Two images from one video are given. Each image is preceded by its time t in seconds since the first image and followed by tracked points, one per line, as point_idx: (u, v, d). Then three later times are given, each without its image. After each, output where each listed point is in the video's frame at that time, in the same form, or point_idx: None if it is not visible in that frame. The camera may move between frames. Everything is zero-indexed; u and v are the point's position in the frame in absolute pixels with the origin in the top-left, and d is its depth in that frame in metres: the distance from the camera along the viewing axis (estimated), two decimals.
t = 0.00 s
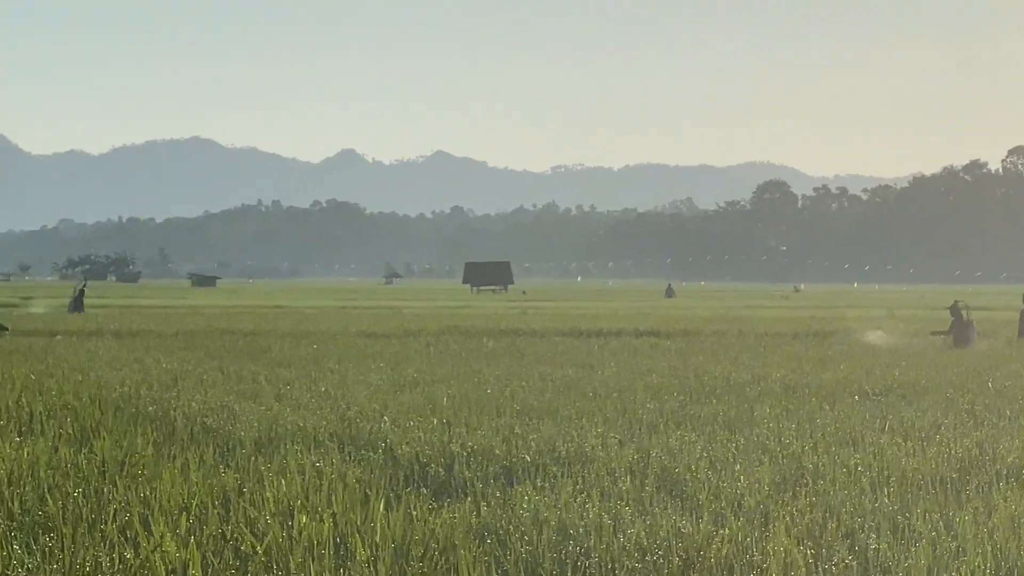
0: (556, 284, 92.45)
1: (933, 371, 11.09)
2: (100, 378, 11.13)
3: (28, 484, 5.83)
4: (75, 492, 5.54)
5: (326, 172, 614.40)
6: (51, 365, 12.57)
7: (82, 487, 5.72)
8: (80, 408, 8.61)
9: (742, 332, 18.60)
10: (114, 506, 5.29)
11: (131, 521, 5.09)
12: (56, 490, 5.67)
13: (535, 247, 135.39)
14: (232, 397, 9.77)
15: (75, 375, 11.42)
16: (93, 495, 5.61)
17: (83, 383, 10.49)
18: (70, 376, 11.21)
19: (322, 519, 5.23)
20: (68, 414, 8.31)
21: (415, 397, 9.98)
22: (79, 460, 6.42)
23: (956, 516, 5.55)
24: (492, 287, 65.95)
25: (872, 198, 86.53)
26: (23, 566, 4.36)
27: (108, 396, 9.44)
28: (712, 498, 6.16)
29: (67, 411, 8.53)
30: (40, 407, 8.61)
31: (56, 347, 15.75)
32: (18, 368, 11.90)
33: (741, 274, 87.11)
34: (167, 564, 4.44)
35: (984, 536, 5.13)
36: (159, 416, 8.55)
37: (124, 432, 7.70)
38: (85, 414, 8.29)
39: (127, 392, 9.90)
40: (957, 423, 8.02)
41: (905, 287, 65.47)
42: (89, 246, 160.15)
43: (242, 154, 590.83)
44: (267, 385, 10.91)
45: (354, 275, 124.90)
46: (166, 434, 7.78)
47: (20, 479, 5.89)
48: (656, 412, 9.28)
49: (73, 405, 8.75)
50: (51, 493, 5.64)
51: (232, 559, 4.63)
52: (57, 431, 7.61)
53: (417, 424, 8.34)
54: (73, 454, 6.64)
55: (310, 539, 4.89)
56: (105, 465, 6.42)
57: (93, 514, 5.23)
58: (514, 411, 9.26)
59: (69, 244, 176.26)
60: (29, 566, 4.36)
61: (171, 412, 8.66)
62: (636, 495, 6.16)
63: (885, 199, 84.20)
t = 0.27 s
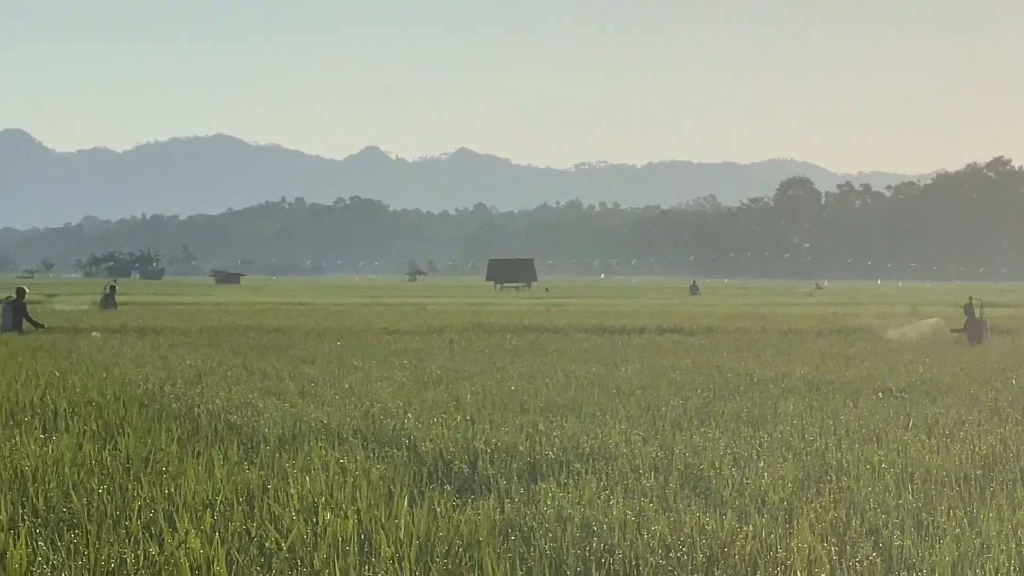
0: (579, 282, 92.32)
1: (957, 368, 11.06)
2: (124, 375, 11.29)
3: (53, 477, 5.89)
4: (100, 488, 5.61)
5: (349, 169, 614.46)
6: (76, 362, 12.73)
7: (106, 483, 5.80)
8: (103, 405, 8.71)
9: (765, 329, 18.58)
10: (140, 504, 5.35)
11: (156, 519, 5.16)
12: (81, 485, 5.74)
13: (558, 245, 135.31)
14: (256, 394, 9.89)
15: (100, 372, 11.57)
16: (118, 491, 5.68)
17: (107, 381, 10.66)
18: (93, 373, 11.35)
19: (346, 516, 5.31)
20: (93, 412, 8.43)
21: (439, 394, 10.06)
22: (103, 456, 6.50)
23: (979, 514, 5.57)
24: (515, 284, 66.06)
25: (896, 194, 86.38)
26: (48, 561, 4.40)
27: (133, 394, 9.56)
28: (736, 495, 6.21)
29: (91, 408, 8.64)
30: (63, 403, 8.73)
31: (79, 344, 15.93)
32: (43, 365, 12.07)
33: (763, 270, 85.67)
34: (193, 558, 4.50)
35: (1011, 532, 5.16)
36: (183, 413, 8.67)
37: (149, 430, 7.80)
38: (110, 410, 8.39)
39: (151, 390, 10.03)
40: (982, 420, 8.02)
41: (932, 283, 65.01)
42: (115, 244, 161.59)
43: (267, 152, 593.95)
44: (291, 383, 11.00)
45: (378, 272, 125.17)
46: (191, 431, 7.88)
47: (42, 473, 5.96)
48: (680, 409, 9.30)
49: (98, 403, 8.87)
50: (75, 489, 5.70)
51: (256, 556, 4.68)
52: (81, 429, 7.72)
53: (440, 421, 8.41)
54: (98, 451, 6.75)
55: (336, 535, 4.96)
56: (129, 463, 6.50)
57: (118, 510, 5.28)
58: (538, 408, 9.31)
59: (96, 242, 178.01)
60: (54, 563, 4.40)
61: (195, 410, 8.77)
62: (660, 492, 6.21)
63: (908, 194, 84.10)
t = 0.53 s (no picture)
0: (602, 279, 92.26)
1: (980, 366, 11.03)
2: (148, 372, 11.41)
3: (78, 473, 5.99)
4: (126, 485, 5.69)
5: (371, 167, 614.49)
6: (100, 359, 12.89)
7: (130, 480, 5.89)
8: (127, 402, 8.84)
9: (788, 326, 18.57)
10: (165, 501, 5.43)
11: (180, 515, 5.24)
12: (106, 482, 5.82)
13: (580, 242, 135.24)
14: (279, 392, 10.00)
15: (123, 369, 11.71)
16: (142, 489, 5.77)
17: (131, 378, 10.80)
18: (117, 370, 11.48)
19: (370, 514, 5.38)
20: (116, 409, 8.55)
21: (461, 392, 10.14)
22: (127, 453, 6.60)
23: (1003, 511, 5.59)
24: (537, 282, 66.10)
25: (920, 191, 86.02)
26: (73, 556, 4.48)
27: (156, 391, 9.69)
28: (758, 492, 6.25)
29: (115, 405, 8.76)
30: (88, 400, 8.86)
31: (102, 341, 16.11)
32: (67, 363, 12.23)
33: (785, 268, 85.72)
34: (218, 555, 4.57)
35: None
36: (206, 411, 8.79)
37: (172, 428, 7.91)
38: (134, 408, 8.51)
39: (174, 387, 10.16)
40: (1006, 418, 8.01)
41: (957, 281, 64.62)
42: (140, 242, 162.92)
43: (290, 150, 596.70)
44: (314, 380, 11.14)
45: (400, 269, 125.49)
46: (214, 429, 7.99)
47: (68, 469, 6.06)
48: (702, 407, 9.34)
49: (122, 400, 8.99)
50: (99, 485, 5.79)
51: (280, 552, 4.75)
52: (105, 425, 7.83)
53: (462, 419, 8.49)
54: (123, 448, 6.85)
55: (360, 533, 5.03)
56: (153, 460, 6.61)
57: (143, 507, 5.36)
58: (560, 405, 9.36)
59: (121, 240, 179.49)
60: (78, 558, 4.46)
61: (217, 407, 8.89)
62: (683, 489, 6.26)
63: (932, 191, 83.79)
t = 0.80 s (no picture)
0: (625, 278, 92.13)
1: (1005, 365, 10.94)
2: (171, 371, 11.54)
3: (103, 471, 6.08)
4: (151, 483, 5.78)
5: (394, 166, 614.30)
6: (124, 357, 13.05)
7: (154, 478, 5.98)
8: (152, 401, 8.96)
9: (814, 325, 18.49)
10: (189, 500, 5.50)
11: (204, 513, 5.32)
12: (131, 480, 5.91)
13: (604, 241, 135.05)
14: (302, 390, 10.10)
15: (147, 367, 11.84)
16: (166, 487, 5.85)
17: (155, 376, 10.93)
18: (141, 368, 11.62)
19: (393, 512, 5.44)
20: (140, 407, 8.66)
21: (485, 390, 10.19)
22: (151, 452, 6.70)
23: None
24: (560, 280, 66.12)
25: (943, 189, 85.70)
26: (98, 555, 4.56)
27: (179, 389, 9.81)
28: (782, 491, 6.28)
29: (139, 403, 8.87)
30: (110, 399, 8.96)
31: (125, 339, 16.30)
32: (91, 361, 12.38)
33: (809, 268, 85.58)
34: (242, 554, 4.63)
35: None
36: (230, 409, 8.89)
37: (196, 426, 8.01)
38: (158, 406, 8.63)
39: (198, 385, 10.27)
40: None
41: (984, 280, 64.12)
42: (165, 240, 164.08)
43: (313, 149, 599.23)
44: (337, 379, 11.19)
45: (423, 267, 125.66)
46: (237, 427, 8.09)
47: (93, 467, 6.15)
48: (726, 405, 9.33)
49: (147, 398, 9.10)
50: (124, 482, 5.88)
51: (304, 550, 4.80)
52: (129, 424, 7.93)
53: (485, 416, 8.53)
54: (147, 446, 6.94)
55: (383, 531, 5.08)
56: (176, 458, 6.70)
57: (167, 505, 5.44)
58: (584, 403, 9.39)
59: (146, 238, 180.89)
60: (104, 556, 4.54)
61: (241, 405, 9.00)
62: (707, 487, 6.29)
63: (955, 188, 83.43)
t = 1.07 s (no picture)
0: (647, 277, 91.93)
1: None
2: (192, 369, 11.65)
3: (126, 470, 6.17)
4: (175, 482, 5.86)
5: (415, 165, 614.37)
6: (146, 356, 13.18)
7: (177, 477, 6.07)
8: (174, 400, 9.07)
9: (835, 324, 18.43)
10: (213, 499, 5.59)
11: (226, 512, 5.40)
12: (153, 480, 6.00)
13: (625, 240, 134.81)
14: (324, 389, 10.19)
15: (169, 366, 11.97)
16: (189, 486, 5.93)
17: (177, 375, 11.04)
18: (162, 367, 11.74)
19: (416, 512, 5.53)
20: (163, 406, 8.78)
21: (506, 390, 10.26)
22: (174, 451, 6.80)
23: None
24: (580, 279, 66.10)
25: (965, 189, 85.37)
26: (122, 553, 4.63)
27: (202, 388, 9.93)
28: (804, 491, 6.30)
29: (161, 402, 8.99)
30: (134, 397, 9.07)
31: (147, 338, 16.45)
32: (113, 359, 12.52)
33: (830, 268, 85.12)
34: (265, 552, 4.71)
35: None
36: (251, 408, 8.99)
37: (218, 425, 8.11)
38: (180, 406, 8.73)
39: (219, 384, 10.38)
40: None
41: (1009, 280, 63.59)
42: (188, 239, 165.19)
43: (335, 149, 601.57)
44: (359, 377, 11.30)
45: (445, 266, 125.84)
46: (258, 426, 8.18)
47: (116, 465, 6.24)
48: (748, 405, 9.36)
49: (169, 397, 9.22)
50: (147, 482, 5.98)
51: (327, 550, 4.88)
52: (151, 423, 8.03)
53: (506, 416, 8.60)
54: (170, 445, 7.05)
55: (405, 530, 5.15)
56: (199, 457, 6.79)
57: (190, 504, 5.53)
58: (605, 403, 9.43)
59: (169, 238, 182.16)
60: (129, 555, 4.62)
61: (263, 404, 9.09)
62: (729, 487, 6.33)
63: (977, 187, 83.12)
